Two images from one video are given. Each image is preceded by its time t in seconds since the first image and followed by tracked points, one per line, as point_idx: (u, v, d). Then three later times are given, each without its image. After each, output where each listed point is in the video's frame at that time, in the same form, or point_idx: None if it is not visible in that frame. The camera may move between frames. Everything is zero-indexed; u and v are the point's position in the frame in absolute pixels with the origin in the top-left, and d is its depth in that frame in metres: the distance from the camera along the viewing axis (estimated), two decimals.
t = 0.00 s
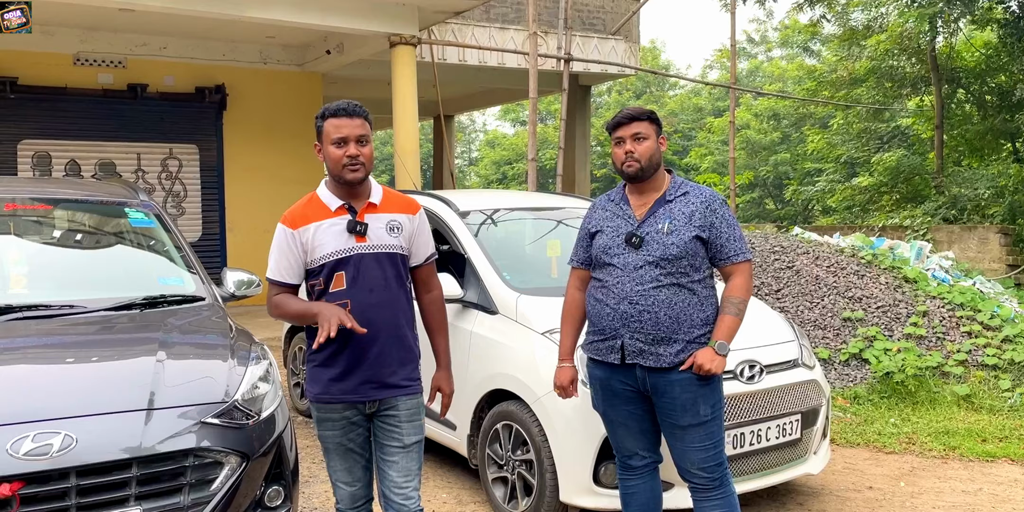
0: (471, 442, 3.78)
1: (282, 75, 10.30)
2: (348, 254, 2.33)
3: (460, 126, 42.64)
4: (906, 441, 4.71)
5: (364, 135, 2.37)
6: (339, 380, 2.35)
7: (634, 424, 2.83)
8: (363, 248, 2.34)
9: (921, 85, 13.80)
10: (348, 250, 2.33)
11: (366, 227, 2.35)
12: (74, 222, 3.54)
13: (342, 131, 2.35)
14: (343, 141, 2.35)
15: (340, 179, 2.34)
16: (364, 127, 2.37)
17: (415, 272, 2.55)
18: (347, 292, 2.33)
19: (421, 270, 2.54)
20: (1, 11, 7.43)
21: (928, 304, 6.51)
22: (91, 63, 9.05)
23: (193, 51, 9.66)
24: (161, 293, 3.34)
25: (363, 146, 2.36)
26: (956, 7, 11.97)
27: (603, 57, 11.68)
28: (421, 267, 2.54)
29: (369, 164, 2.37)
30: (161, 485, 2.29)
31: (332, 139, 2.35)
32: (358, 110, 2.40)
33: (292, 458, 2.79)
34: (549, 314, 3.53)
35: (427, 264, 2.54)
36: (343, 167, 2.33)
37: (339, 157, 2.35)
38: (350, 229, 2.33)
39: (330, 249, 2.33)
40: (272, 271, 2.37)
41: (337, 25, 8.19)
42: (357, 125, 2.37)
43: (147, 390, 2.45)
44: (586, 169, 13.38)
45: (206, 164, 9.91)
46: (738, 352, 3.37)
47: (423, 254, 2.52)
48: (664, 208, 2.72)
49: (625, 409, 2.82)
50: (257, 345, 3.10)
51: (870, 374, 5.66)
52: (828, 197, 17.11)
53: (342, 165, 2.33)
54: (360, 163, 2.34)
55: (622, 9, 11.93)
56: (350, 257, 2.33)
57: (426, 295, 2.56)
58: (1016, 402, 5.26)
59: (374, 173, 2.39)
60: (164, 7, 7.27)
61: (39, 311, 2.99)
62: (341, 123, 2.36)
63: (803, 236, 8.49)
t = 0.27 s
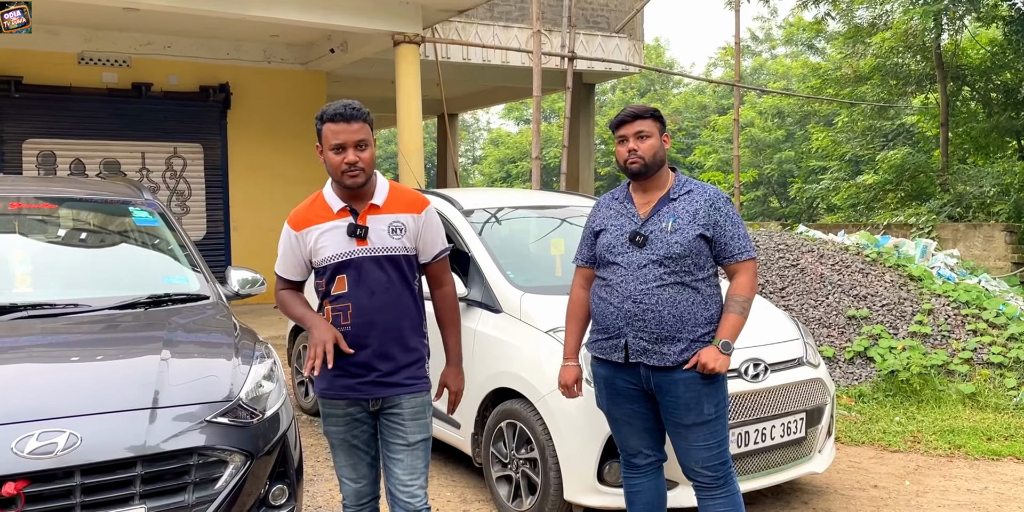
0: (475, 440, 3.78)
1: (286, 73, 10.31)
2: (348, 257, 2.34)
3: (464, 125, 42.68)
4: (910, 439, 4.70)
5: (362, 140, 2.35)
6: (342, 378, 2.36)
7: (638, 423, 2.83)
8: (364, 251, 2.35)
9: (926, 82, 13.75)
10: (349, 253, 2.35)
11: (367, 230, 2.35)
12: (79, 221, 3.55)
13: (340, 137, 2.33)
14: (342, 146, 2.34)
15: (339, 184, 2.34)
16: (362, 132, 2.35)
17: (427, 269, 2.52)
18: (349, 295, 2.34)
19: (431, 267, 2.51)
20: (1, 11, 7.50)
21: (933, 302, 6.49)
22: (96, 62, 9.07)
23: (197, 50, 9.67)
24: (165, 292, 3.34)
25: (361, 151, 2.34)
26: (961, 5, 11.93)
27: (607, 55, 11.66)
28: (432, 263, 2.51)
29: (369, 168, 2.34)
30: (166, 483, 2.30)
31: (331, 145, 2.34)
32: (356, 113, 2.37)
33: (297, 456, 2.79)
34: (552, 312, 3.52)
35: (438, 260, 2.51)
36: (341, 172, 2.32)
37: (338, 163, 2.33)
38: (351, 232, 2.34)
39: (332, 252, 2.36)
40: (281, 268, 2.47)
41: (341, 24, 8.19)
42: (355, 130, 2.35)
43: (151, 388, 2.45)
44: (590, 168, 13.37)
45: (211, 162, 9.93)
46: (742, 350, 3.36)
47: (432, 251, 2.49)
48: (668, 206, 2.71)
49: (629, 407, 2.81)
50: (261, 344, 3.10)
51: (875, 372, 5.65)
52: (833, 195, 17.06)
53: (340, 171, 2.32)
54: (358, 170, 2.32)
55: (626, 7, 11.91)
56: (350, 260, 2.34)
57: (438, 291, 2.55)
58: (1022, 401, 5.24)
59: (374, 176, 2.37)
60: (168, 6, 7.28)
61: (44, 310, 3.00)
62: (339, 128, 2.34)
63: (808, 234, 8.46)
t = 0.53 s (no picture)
0: (482, 439, 3.77)
1: (292, 72, 10.32)
2: (364, 254, 2.33)
3: (470, 124, 42.71)
4: (918, 439, 4.67)
5: (360, 140, 2.29)
6: (354, 377, 2.36)
7: (645, 422, 2.82)
8: (379, 248, 2.33)
9: (934, 80, 13.68)
10: (365, 249, 2.34)
11: (383, 228, 2.33)
12: (86, 220, 3.56)
13: (336, 138, 2.30)
14: (340, 147, 2.31)
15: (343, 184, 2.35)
16: (358, 133, 2.29)
17: (446, 268, 2.48)
18: (363, 292, 2.33)
19: (451, 266, 2.47)
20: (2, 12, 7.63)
21: (941, 301, 6.45)
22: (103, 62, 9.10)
23: (203, 49, 9.69)
24: (172, 291, 3.35)
25: (357, 152, 2.29)
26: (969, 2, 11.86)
27: (613, 54, 11.63)
28: (452, 263, 2.46)
29: (367, 170, 2.30)
30: (173, 482, 2.30)
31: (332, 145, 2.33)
32: (357, 112, 2.30)
33: (304, 455, 2.79)
34: (559, 311, 3.51)
35: (460, 260, 2.47)
36: (342, 174, 2.32)
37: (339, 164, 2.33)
38: (367, 229, 2.33)
39: (348, 248, 2.35)
40: (298, 262, 2.46)
41: (346, 23, 8.20)
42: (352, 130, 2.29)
43: (158, 387, 2.45)
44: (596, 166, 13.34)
45: (217, 162, 9.95)
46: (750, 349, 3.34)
47: (452, 251, 2.44)
48: (674, 205, 2.70)
49: (636, 407, 2.80)
50: (268, 343, 3.10)
51: (882, 371, 5.62)
52: (840, 193, 16.98)
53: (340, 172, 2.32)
54: (355, 172, 2.30)
55: (632, 5, 11.88)
56: (366, 257, 2.33)
57: (454, 288, 2.49)
58: None
59: (376, 177, 2.32)
60: (175, 5, 7.30)
61: (51, 309, 3.01)
62: (336, 128, 2.30)
63: (815, 233, 8.42)
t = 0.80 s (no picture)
0: (490, 438, 3.76)
1: (301, 72, 10.34)
2: (392, 245, 2.35)
3: (478, 123, 42.73)
4: (929, 439, 4.64)
5: (394, 131, 2.34)
6: (375, 377, 2.35)
7: (654, 422, 2.81)
8: (408, 241, 2.35)
9: (944, 78, 13.60)
10: (393, 241, 2.35)
11: (413, 220, 2.35)
12: (96, 220, 3.58)
13: (372, 128, 2.35)
14: (375, 138, 2.36)
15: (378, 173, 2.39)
16: (393, 123, 2.33)
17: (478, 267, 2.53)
18: (387, 285, 2.33)
19: (485, 265, 2.52)
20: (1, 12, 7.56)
21: (952, 300, 6.41)
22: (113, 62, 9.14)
23: (212, 49, 9.72)
24: (182, 290, 3.36)
25: (392, 143, 2.34)
26: None
27: (622, 53, 11.60)
28: (484, 262, 2.51)
29: (402, 161, 2.35)
30: (183, 481, 2.31)
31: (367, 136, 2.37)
32: (393, 103, 2.36)
33: (313, 454, 2.79)
34: (568, 311, 3.51)
35: (492, 259, 2.52)
36: (377, 163, 2.37)
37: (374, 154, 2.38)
38: (397, 220, 2.35)
39: (376, 238, 2.37)
40: (327, 252, 2.50)
41: (354, 23, 8.21)
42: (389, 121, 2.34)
43: (168, 386, 2.46)
44: (604, 165, 13.32)
45: (227, 161, 9.99)
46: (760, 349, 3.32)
47: (484, 250, 2.49)
48: (684, 204, 2.69)
49: (645, 407, 2.79)
50: (277, 342, 3.10)
51: (893, 370, 5.58)
52: (850, 192, 16.89)
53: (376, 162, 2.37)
54: (390, 162, 2.34)
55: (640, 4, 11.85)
56: (394, 248, 2.34)
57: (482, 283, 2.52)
58: None
59: (411, 168, 2.36)
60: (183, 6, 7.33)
61: (61, 309, 3.02)
62: (373, 119, 2.35)
63: (824, 232, 8.37)
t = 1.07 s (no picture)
0: (501, 438, 3.75)
1: (312, 73, 10.38)
2: (417, 248, 2.26)
3: (489, 123, 42.78)
4: (942, 439, 4.60)
5: (444, 124, 2.27)
6: (401, 376, 2.31)
7: (664, 422, 2.80)
8: (434, 243, 2.26)
9: (957, 77, 13.51)
10: (419, 244, 2.26)
11: (439, 222, 2.26)
12: (110, 220, 3.60)
13: (422, 119, 2.26)
14: (423, 129, 2.26)
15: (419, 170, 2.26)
16: (444, 115, 2.27)
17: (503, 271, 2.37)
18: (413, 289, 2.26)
19: (511, 270, 2.36)
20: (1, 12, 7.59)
21: (964, 300, 6.36)
22: (126, 63, 9.21)
23: (223, 51, 9.77)
24: (193, 290, 3.38)
25: (442, 136, 2.26)
26: None
27: (632, 53, 11.58)
28: (511, 266, 2.35)
29: (449, 155, 2.27)
30: (195, 480, 2.33)
31: (412, 127, 2.27)
32: (440, 97, 2.29)
33: (324, 454, 2.80)
34: (577, 311, 3.51)
35: (521, 262, 2.35)
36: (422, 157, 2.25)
37: (418, 146, 2.27)
38: (423, 223, 2.25)
39: (401, 241, 2.27)
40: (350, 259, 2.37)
41: (364, 24, 8.23)
42: (439, 113, 2.27)
43: (179, 386, 2.47)
44: (615, 166, 13.30)
45: (238, 162, 10.04)
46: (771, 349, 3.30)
47: (512, 254, 2.34)
48: (694, 204, 2.68)
49: (656, 406, 2.79)
50: (288, 342, 3.11)
51: (905, 371, 5.55)
52: (862, 191, 16.79)
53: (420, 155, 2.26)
54: (438, 155, 2.25)
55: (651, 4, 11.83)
56: (419, 251, 2.26)
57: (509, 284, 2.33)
58: None
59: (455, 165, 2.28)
60: (195, 7, 7.37)
61: (74, 308, 3.05)
62: (422, 110, 2.27)
63: (836, 232, 8.33)
